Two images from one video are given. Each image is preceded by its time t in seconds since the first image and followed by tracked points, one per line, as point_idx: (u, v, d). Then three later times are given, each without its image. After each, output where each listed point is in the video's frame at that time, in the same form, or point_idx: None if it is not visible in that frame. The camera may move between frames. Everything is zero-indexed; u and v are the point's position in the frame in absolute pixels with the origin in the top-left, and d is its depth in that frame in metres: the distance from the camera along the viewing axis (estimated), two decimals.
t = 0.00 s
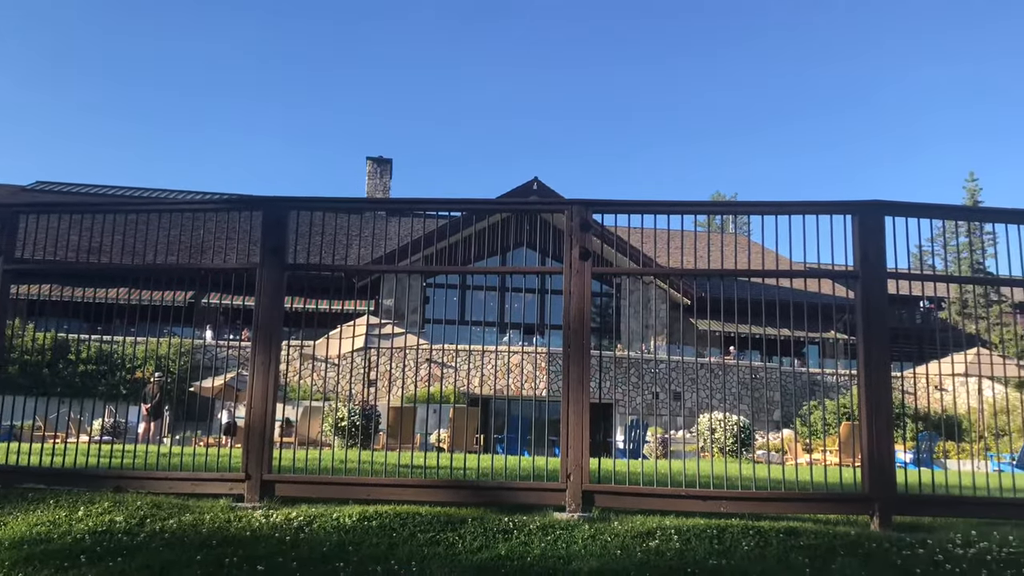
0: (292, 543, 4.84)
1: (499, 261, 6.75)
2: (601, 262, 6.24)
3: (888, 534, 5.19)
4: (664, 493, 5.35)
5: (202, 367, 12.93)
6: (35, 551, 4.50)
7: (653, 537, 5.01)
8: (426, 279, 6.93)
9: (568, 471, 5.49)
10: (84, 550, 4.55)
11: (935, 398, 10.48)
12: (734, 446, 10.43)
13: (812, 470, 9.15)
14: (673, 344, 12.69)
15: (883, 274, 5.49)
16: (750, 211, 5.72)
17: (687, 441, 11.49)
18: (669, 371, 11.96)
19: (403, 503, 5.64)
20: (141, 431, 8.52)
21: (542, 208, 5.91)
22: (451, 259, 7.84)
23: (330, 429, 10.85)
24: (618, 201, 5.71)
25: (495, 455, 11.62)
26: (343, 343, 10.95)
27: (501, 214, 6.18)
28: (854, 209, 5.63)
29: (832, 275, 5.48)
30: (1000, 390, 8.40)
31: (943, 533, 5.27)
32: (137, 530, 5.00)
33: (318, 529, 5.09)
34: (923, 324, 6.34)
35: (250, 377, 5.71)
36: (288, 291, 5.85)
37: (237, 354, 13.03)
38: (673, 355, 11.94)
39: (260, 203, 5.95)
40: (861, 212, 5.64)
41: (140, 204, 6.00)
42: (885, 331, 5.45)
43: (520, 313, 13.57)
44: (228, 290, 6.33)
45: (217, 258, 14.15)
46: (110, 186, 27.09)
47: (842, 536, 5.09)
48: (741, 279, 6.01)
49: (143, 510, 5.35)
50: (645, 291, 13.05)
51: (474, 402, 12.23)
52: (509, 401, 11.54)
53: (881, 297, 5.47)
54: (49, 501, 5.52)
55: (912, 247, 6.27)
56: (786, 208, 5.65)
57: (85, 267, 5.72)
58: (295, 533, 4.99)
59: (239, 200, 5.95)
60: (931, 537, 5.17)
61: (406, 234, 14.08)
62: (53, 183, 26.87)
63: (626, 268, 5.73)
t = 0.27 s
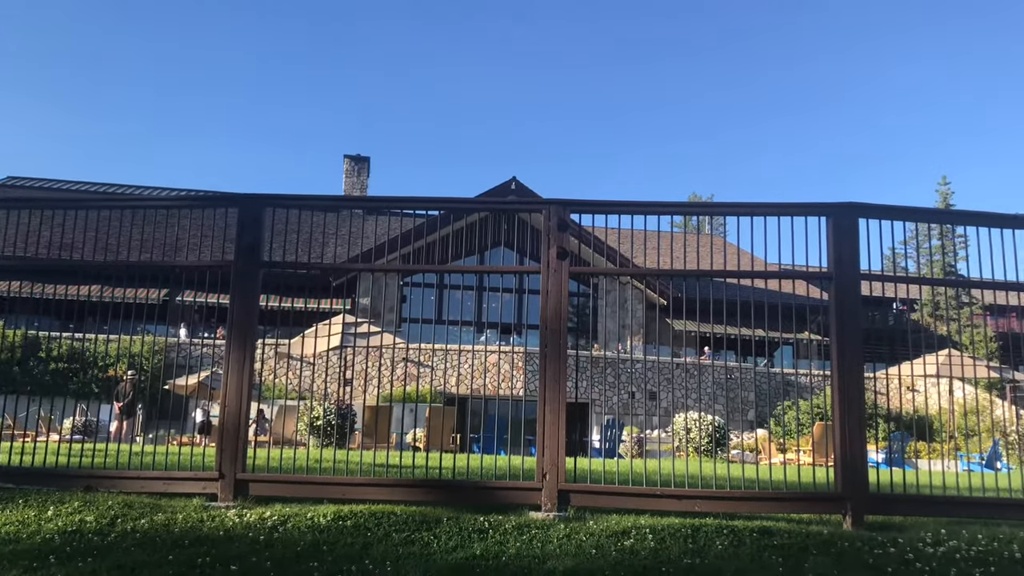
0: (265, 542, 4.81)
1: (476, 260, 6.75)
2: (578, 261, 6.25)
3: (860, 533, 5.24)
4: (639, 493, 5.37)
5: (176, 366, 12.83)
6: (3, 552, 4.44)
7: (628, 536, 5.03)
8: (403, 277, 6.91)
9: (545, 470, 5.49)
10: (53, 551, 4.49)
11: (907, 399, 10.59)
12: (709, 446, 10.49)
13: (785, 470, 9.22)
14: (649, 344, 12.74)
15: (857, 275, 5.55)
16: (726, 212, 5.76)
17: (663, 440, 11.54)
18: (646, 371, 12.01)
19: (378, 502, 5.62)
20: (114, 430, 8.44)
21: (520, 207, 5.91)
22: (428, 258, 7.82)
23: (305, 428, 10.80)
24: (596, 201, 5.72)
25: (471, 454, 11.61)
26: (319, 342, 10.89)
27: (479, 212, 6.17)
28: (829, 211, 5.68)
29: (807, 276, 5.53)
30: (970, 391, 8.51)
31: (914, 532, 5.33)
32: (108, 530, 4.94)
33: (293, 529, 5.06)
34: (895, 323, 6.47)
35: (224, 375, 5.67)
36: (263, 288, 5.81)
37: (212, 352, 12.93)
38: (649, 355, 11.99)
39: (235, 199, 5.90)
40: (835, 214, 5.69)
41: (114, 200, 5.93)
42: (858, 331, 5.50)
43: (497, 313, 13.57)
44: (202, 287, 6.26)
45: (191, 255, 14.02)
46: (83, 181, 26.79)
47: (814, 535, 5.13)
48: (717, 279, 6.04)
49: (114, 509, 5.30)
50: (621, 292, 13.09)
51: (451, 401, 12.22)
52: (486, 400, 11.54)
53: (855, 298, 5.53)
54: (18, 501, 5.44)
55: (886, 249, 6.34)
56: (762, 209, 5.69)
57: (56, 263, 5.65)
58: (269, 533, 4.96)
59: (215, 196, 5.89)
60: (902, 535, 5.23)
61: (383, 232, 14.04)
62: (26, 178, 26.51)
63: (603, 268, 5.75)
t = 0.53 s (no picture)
0: (236, 542, 4.77)
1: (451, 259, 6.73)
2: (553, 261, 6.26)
3: (830, 531, 5.29)
4: (612, 492, 5.39)
5: (146, 364, 12.70)
6: None
7: (600, 535, 5.04)
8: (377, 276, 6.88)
9: (518, 470, 5.49)
10: (19, 551, 4.42)
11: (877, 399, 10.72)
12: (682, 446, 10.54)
13: (757, 469, 9.29)
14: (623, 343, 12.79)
15: (828, 276, 5.60)
16: (699, 213, 5.79)
17: (636, 440, 11.59)
18: (620, 370, 12.06)
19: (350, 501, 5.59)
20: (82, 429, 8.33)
21: (494, 206, 5.91)
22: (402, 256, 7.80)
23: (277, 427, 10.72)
24: (570, 200, 5.73)
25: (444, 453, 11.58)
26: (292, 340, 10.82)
27: (454, 211, 6.16)
28: (801, 213, 5.73)
29: (778, 276, 5.57)
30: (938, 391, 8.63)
31: (882, 531, 5.39)
32: (75, 530, 4.87)
33: (264, 528, 5.02)
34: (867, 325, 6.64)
35: (195, 373, 5.61)
36: (235, 285, 5.76)
37: (183, 351, 12.81)
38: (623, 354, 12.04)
39: (208, 196, 5.84)
40: (807, 215, 5.74)
41: (83, 195, 5.84)
42: (829, 332, 5.56)
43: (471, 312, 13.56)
44: (173, 285, 6.19)
45: (163, 252, 13.87)
46: (53, 176, 26.42)
47: (785, 534, 5.18)
48: (690, 279, 6.07)
49: (81, 509, 5.22)
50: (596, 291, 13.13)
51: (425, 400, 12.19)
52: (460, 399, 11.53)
53: (826, 299, 5.58)
54: None
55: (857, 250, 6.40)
56: (735, 210, 5.73)
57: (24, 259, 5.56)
58: (239, 532, 4.92)
59: (187, 192, 5.83)
60: (870, 534, 5.29)
61: (357, 230, 13.97)
62: None
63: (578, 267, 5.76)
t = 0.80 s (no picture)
0: (208, 542, 4.73)
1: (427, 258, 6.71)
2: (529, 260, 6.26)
3: (802, 529, 5.34)
4: (586, 491, 5.40)
5: (118, 363, 12.56)
6: None
7: (575, 534, 5.05)
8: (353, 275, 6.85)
9: (493, 469, 5.48)
10: None
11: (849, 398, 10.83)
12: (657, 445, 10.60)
13: (731, 468, 9.36)
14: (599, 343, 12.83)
15: (801, 277, 5.65)
16: (674, 213, 5.82)
17: (612, 439, 11.63)
18: (595, 369, 12.11)
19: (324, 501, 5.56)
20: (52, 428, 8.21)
21: (471, 205, 5.90)
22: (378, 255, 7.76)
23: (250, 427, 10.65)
24: (546, 200, 5.73)
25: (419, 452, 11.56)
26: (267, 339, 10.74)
27: (430, 210, 6.15)
28: (775, 213, 5.78)
29: (752, 276, 5.61)
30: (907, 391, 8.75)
31: (853, 529, 5.45)
32: (44, 530, 4.81)
33: (237, 528, 4.98)
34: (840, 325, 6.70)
35: (167, 371, 5.56)
36: (208, 284, 5.71)
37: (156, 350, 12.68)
38: (599, 354, 12.08)
39: (181, 194, 5.79)
40: (781, 216, 5.78)
41: (53, 192, 5.76)
42: (802, 332, 5.61)
43: (448, 311, 13.54)
44: (146, 283, 6.13)
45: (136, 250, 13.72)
46: (23, 173, 26.04)
47: (758, 532, 5.22)
48: (665, 279, 6.10)
49: (51, 509, 5.15)
50: (572, 291, 13.16)
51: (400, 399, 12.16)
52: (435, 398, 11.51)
53: (799, 299, 5.63)
54: None
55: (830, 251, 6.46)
56: (709, 211, 5.77)
57: None
58: (212, 532, 4.88)
59: (160, 190, 5.77)
60: (842, 532, 5.34)
61: (333, 229, 13.90)
62: None
63: (554, 266, 5.77)
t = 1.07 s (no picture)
0: (182, 540, 4.70)
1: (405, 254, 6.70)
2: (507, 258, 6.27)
3: (777, 525, 5.38)
4: (563, 487, 5.42)
5: (92, 359, 12.44)
6: None
7: (552, 530, 5.06)
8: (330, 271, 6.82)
9: (470, 466, 5.49)
10: None
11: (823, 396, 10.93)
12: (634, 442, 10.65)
13: (707, 465, 9.42)
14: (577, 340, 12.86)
15: (776, 275, 5.70)
16: (652, 211, 5.85)
17: (589, 436, 11.68)
18: (573, 366, 12.14)
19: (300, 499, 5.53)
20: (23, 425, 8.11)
21: (449, 202, 5.90)
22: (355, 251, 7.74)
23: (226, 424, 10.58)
24: (524, 197, 5.74)
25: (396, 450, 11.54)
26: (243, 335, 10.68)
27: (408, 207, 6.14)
28: (750, 212, 5.82)
29: (728, 274, 5.65)
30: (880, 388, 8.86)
31: (827, 524, 5.50)
32: (15, 528, 4.75)
33: (211, 525, 4.95)
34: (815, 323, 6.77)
35: (142, 367, 5.51)
36: (183, 279, 5.66)
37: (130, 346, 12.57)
38: (576, 351, 12.11)
39: (156, 189, 5.74)
40: (756, 215, 5.83)
41: (25, 186, 5.69)
42: (777, 329, 5.65)
43: (426, 308, 13.53)
44: (120, 279, 6.07)
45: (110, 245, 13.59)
46: None
47: (732, 528, 5.26)
48: (642, 277, 6.13)
49: (22, 507, 5.09)
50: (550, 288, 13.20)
51: (378, 396, 12.14)
52: (413, 396, 11.50)
53: (774, 297, 5.68)
54: None
55: (806, 250, 6.52)
56: (686, 209, 5.80)
57: None
58: (186, 530, 4.84)
59: (134, 184, 5.71)
60: (815, 528, 5.39)
61: (310, 225, 13.83)
62: None
63: (531, 264, 5.78)
